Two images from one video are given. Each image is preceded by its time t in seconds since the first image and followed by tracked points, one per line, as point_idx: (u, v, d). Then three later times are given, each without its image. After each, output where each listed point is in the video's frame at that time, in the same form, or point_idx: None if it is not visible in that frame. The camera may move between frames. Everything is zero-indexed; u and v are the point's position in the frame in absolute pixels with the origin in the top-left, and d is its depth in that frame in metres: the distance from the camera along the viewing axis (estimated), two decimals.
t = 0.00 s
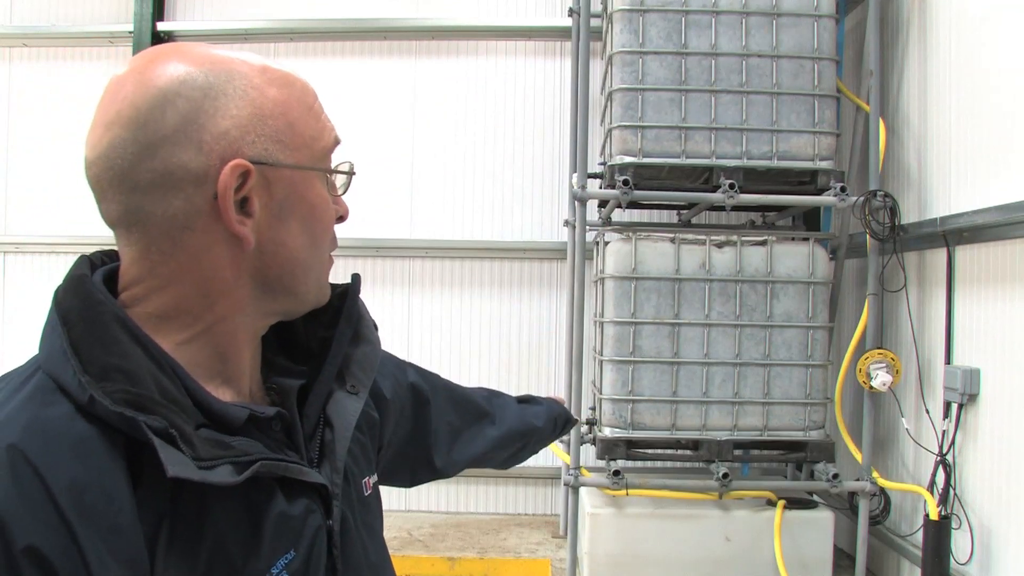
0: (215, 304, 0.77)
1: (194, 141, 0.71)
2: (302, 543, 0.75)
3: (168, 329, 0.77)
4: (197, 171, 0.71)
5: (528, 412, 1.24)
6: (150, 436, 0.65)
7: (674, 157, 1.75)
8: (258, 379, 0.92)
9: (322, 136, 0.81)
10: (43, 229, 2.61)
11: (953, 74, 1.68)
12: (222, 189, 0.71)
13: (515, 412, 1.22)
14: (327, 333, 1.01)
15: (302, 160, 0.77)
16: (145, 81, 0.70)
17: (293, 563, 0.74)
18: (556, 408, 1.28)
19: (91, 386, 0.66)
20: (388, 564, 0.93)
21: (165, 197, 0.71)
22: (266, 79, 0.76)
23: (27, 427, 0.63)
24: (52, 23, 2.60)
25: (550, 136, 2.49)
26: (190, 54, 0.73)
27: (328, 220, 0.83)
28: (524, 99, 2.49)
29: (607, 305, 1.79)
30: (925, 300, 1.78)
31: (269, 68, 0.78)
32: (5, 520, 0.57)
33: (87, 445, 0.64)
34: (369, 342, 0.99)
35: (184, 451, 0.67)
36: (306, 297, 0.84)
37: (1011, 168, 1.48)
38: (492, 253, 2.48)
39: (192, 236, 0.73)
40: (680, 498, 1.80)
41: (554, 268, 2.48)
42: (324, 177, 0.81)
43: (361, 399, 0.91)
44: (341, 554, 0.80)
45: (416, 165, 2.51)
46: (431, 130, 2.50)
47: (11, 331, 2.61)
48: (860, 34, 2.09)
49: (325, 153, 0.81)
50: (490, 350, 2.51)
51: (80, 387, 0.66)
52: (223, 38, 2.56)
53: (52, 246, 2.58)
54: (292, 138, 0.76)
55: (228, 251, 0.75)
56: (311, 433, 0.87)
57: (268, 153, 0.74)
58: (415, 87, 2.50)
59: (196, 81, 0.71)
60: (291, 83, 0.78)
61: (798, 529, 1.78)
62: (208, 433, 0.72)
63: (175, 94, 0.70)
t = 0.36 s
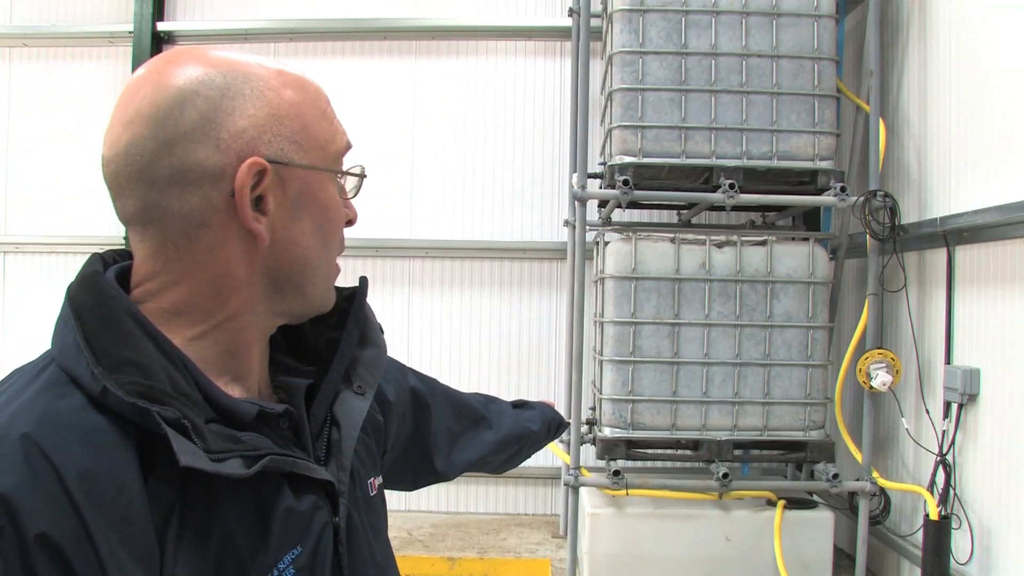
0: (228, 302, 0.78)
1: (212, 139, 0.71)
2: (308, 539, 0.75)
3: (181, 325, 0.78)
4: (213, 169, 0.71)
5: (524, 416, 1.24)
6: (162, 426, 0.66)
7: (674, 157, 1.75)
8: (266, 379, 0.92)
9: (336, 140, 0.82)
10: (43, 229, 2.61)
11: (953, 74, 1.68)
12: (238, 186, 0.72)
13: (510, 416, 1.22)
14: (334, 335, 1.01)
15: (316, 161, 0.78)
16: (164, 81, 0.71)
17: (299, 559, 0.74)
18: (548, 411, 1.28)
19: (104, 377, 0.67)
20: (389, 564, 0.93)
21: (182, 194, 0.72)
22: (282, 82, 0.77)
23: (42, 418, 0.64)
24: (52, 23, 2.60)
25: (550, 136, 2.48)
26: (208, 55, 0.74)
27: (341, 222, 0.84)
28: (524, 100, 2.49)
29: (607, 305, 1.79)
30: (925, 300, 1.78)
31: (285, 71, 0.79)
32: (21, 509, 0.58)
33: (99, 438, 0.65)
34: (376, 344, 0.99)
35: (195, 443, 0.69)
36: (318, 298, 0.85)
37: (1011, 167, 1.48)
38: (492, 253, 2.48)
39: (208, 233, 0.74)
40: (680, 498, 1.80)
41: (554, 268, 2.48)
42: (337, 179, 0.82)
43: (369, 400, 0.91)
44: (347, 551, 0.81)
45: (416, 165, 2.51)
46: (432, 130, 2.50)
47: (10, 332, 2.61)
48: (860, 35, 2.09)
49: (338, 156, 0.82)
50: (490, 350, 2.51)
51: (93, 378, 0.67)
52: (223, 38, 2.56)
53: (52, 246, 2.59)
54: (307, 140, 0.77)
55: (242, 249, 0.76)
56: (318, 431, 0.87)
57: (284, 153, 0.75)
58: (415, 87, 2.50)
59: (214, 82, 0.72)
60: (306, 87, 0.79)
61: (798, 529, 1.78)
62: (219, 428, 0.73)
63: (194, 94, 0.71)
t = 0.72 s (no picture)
0: (232, 305, 0.78)
1: (219, 142, 0.71)
2: (309, 541, 0.76)
3: (184, 327, 0.78)
4: (219, 171, 0.71)
5: (521, 408, 1.18)
6: (164, 429, 0.66)
7: (674, 157, 1.75)
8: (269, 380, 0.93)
9: (344, 145, 0.81)
10: (43, 229, 2.61)
11: (953, 74, 1.68)
12: (244, 190, 0.72)
13: (506, 409, 1.17)
14: (337, 336, 1.01)
15: (323, 166, 0.78)
16: (173, 82, 0.71)
17: (299, 561, 0.74)
18: (546, 402, 1.20)
19: (106, 379, 0.67)
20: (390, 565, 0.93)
21: (188, 196, 0.72)
22: (291, 86, 0.77)
23: (44, 419, 0.64)
24: (52, 23, 2.60)
25: (550, 136, 2.48)
26: (217, 57, 0.74)
27: (346, 227, 0.84)
28: (524, 100, 2.49)
29: (607, 305, 1.79)
30: (925, 300, 1.78)
31: (294, 74, 0.78)
32: (22, 509, 0.59)
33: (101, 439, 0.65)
34: (378, 345, 0.99)
35: (196, 447, 0.69)
36: (321, 302, 0.85)
37: (1010, 167, 1.49)
38: (492, 253, 2.48)
39: (213, 236, 0.74)
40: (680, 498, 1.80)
41: (554, 268, 2.48)
42: (343, 184, 0.82)
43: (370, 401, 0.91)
44: (348, 553, 0.81)
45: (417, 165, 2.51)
46: (432, 130, 2.50)
47: (11, 332, 2.61)
48: (860, 34, 2.09)
49: (346, 161, 0.82)
50: (490, 350, 2.51)
51: (95, 380, 0.67)
52: (223, 38, 2.56)
53: (52, 246, 2.59)
54: (315, 145, 0.77)
55: (246, 252, 0.76)
56: (320, 432, 0.87)
57: (292, 158, 0.75)
58: (415, 87, 2.50)
59: (223, 84, 0.72)
60: (315, 91, 0.79)
61: (798, 529, 1.78)
62: (220, 430, 0.73)
63: (203, 96, 0.71)
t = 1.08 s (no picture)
0: (230, 307, 0.78)
1: (224, 145, 0.71)
2: (307, 540, 0.76)
3: (181, 328, 0.78)
4: (223, 173, 0.71)
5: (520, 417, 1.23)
6: (163, 430, 0.66)
7: (674, 157, 1.75)
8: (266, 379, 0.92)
9: (348, 154, 0.81)
10: (43, 229, 2.61)
11: (953, 74, 1.68)
12: (247, 194, 0.72)
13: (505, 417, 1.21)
14: (335, 334, 1.01)
15: (327, 174, 0.78)
16: (181, 83, 0.71)
17: (297, 561, 0.75)
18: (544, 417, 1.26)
19: (105, 380, 0.67)
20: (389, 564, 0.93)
21: (191, 197, 0.72)
22: (299, 92, 0.77)
23: (42, 420, 0.64)
24: (52, 23, 2.60)
25: (549, 136, 2.49)
26: (226, 60, 0.74)
27: (346, 235, 0.84)
28: (524, 100, 2.49)
29: (607, 305, 1.79)
30: (925, 300, 1.78)
31: (303, 80, 0.79)
32: (21, 508, 0.59)
33: (99, 440, 0.65)
34: (375, 344, 0.99)
35: (196, 448, 0.69)
36: (319, 308, 0.85)
37: (1011, 167, 1.49)
38: (492, 253, 2.48)
39: (214, 238, 0.74)
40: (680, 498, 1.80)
41: (554, 268, 2.48)
42: (346, 192, 0.82)
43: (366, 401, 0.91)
44: (345, 553, 0.81)
45: (417, 165, 2.51)
46: (432, 130, 2.50)
47: (11, 332, 2.61)
48: (860, 35, 2.09)
49: (349, 169, 0.82)
50: (489, 349, 2.51)
51: (94, 382, 0.67)
52: (223, 38, 2.56)
53: (52, 246, 2.59)
54: (319, 152, 0.77)
55: (246, 256, 0.76)
56: (317, 432, 0.87)
57: (296, 164, 0.75)
58: (415, 87, 2.50)
59: (232, 88, 0.72)
60: (323, 99, 0.79)
61: (798, 529, 1.78)
62: (219, 431, 0.73)
63: (211, 99, 0.71)
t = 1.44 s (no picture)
0: (226, 305, 0.78)
1: (217, 143, 0.71)
2: (308, 531, 0.76)
3: (180, 323, 0.78)
4: (216, 172, 0.71)
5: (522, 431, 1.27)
6: (162, 413, 0.66)
7: (674, 157, 1.75)
8: (266, 375, 0.93)
9: (342, 151, 0.82)
10: (43, 229, 2.62)
11: (953, 74, 1.68)
12: (240, 190, 0.72)
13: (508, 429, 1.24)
14: (335, 330, 1.01)
15: (320, 171, 0.78)
16: (174, 84, 0.71)
17: (298, 552, 0.75)
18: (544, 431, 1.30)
19: (106, 368, 0.67)
20: (389, 563, 0.93)
21: (185, 195, 0.72)
22: (291, 91, 0.77)
23: (42, 409, 0.64)
24: (52, 23, 2.60)
25: (549, 136, 2.49)
26: (218, 60, 0.74)
27: (341, 232, 0.84)
28: (524, 100, 2.49)
29: (607, 305, 1.79)
30: (925, 300, 1.78)
31: (294, 79, 0.79)
32: (21, 496, 0.59)
33: (99, 429, 0.65)
34: (375, 340, 0.99)
35: (196, 434, 0.69)
36: (315, 304, 0.85)
37: (1011, 168, 1.48)
38: (492, 252, 2.48)
39: (209, 235, 0.74)
40: (680, 498, 1.80)
41: (553, 268, 2.48)
42: (340, 189, 0.82)
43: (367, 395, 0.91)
44: (346, 546, 0.81)
45: (417, 165, 2.51)
46: (432, 130, 2.50)
47: (11, 332, 2.61)
48: (860, 34, 2.09)
49: (343, 167, 0.82)
50: (489, 349, 2.51)
51: (95, 370, 0.67)
52: (223, 38, 2.56)
53: (52, 247, 2.59)
54: (311, 150, 0.77)
55: (241, 254, 0.76)
56: (318, 425, 0.87)
57: (288, 162, 0.75)
58: (415, 88, 2.50)
59: (224, 88, 0.73)
60: (315, 97, 0.80)
61: (798, 529, 1.78)
62: (221, 420, 0.73)
63: (203, 99, 0.71)
